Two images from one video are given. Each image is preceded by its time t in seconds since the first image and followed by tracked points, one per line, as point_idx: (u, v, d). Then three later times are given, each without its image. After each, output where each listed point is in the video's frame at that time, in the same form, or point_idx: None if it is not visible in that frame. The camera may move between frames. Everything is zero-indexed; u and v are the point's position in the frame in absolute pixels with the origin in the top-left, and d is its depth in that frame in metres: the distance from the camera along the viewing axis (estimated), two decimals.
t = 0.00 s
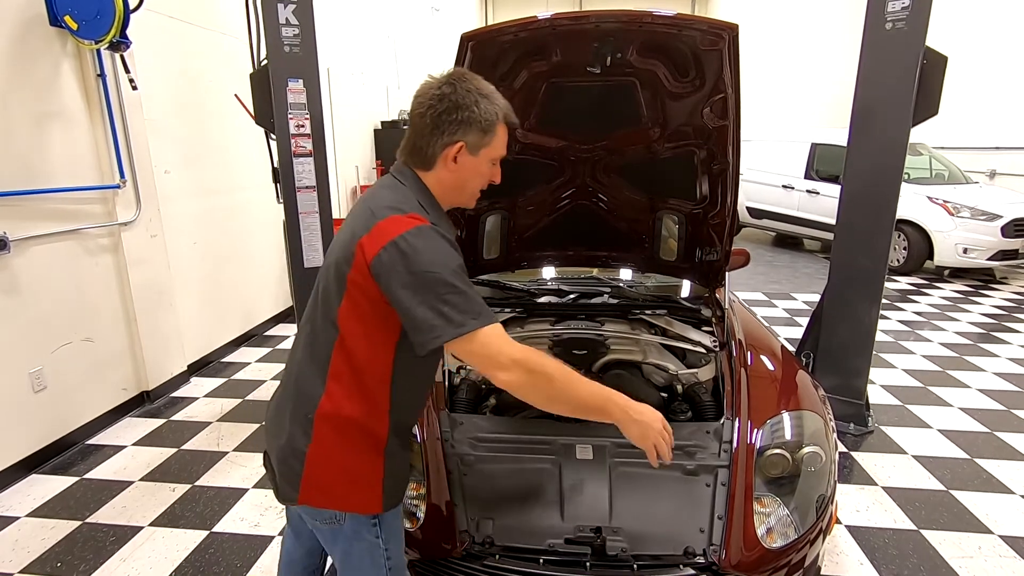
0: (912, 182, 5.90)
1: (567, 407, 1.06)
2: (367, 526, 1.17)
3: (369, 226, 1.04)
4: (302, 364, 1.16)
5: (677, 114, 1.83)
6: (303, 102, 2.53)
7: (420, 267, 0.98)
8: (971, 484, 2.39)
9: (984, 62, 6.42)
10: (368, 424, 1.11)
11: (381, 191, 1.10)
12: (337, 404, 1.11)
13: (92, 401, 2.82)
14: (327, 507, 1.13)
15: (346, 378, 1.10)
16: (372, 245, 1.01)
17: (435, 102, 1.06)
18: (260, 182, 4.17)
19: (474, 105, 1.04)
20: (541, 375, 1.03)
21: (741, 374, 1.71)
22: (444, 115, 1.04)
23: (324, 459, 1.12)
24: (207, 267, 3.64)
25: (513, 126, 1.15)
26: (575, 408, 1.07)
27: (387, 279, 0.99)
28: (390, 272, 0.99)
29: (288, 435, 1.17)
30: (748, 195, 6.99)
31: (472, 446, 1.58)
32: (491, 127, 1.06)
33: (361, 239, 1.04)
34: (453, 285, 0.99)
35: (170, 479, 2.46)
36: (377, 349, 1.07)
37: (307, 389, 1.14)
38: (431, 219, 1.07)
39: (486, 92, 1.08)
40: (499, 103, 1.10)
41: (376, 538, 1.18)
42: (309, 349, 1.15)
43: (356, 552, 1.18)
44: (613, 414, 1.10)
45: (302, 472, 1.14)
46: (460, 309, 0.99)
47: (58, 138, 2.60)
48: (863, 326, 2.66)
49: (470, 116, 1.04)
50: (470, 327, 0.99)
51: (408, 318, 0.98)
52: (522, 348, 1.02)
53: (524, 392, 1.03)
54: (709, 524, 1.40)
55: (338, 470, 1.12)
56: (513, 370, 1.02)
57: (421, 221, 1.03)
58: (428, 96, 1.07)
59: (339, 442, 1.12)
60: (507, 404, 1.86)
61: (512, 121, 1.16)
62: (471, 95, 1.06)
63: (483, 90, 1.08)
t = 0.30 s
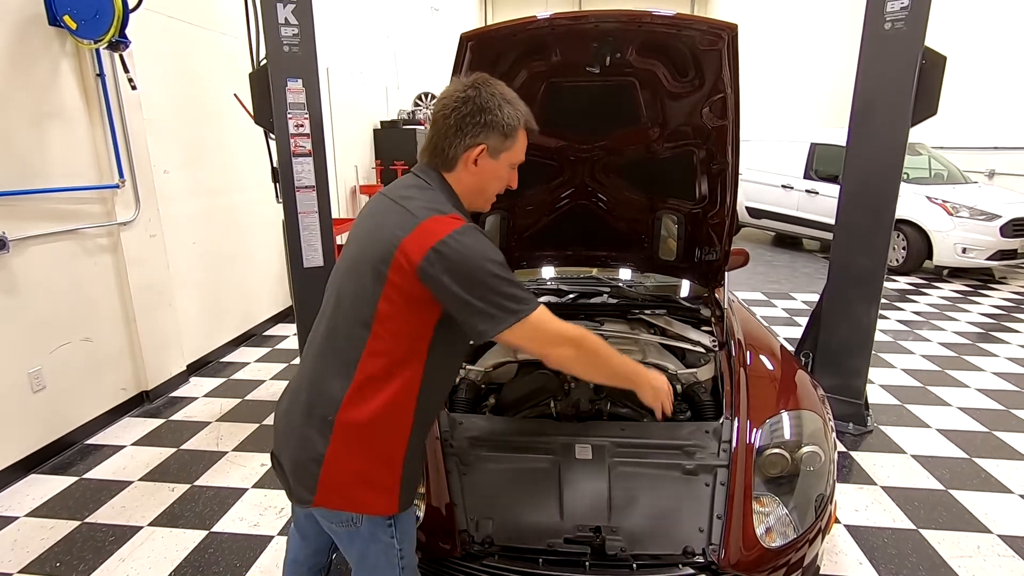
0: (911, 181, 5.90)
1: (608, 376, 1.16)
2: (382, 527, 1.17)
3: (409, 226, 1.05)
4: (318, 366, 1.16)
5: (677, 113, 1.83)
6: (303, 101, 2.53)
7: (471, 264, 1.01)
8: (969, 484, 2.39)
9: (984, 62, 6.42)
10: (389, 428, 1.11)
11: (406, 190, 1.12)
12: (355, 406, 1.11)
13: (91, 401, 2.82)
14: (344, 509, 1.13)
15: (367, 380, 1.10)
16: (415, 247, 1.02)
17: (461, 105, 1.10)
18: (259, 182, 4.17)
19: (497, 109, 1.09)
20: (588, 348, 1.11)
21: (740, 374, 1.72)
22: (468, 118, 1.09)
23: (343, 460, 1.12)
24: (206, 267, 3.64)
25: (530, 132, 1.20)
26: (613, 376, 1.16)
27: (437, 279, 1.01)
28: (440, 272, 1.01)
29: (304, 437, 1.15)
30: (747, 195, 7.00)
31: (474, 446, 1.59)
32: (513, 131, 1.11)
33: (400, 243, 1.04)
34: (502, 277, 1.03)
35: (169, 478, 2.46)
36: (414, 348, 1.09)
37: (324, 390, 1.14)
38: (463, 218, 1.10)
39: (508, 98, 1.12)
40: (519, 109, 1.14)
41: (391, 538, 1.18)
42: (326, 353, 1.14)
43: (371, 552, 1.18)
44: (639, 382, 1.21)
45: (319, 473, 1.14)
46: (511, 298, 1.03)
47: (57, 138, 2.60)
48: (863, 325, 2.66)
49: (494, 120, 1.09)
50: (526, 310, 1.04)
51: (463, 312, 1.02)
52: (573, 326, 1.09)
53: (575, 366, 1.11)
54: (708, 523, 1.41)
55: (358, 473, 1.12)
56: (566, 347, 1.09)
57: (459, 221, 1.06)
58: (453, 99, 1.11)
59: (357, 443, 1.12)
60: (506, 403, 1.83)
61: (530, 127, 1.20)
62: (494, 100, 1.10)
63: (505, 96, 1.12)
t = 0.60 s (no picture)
0: (910, 181, 5.91)
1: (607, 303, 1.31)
2: (395, 523, 1.17)
3: (442, 227, 1.06)
4: (329, 367, 1.14)
5: (675, 113, 1.83)
6: (301, 101, 2.53)
7: (507, 255, 1.05)
8: (967, 483, 2.40)
9: (982, 62, 6.43)
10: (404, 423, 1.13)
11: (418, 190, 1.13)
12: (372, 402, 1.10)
13: (89, 401, 2.81)
14: (361, 506, 1.12)
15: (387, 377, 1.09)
16: (452, 248, 1.04)
17: (471, 107, 1.12)
18: (257, 182, 4.16)
19: (507, 113, 1.12)
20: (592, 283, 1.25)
21: (738, 373, 1.72)
22: (480, 121, 1.11)
23: (358, 456, 1.11)
24: (204, 267, 3.64)
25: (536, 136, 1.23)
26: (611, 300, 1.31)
27: (478, 275, 1.05)
28: (480, 268, 1.04)
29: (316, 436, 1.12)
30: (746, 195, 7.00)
31: (473, 446, 1.58)
32: (522, 134, 1.13)
33: (431, 246, 1.05)
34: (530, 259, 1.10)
35: (168, 478, 2.46)
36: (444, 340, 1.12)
37: (337, 388, 1.12)
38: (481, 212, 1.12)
39: (517, 102, 1.16)
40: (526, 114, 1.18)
41: (401, 534, 1.18)
42: (338, 352, 1.13)
43: (381, 549, 1.18)
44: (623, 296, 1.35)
45: (333, 473, 1.11)
46: (541, 275, 1.11)
47: (56, 138, 2.60)
48: (861, 324, 2.66)
49: (504, 123, 1.11)
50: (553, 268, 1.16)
51: (503, 299, 1.08)
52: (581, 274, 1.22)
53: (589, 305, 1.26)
54: (706, 523, 1.41)
55: (373, 470, 1.11)
56: (583, 295, 1.23)
57: (483, 217, 1.09)
58: (464, 102, 1.13)
59: (372, 439, 1.11)
60: (506, 402, 1.84)
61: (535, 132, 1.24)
62: (504, 103, 1.13)
63: (515, 101, 1.16)
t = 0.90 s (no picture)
0: (908, 181, 5.91)
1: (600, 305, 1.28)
2: (394, 518, 1.17)
3: (433, 222, 1.06)
4: (329, 363, 1.14)
5: (674, 112, 1.83)
6: (300, 100, 2.53)
7: (499, 252, 1.05)
8: (966, 482, 2.40)
9: (981, 62, 6.44)
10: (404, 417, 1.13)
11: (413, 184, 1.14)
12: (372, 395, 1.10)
13: (88, 401, 2.81)
14: (361, 500, 1.12)
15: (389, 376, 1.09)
16: (442, 242, 1.04)
17: (462, 100, 1.13)
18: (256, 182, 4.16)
19: (497, 105, 1.11)
20: (584, 288, 1.23)
21: (737, 372, 1.72)
22: (469, 113, 1.11)
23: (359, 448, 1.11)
24: (203, 266, 3.64)
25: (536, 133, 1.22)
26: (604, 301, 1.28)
27: (469, 270, 1.05)
28: (471, 263, 1.04)
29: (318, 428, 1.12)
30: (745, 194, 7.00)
31: (472, 445, 1.58)
32: (512, 127, 1.12)
33: (422, 240, 1.05)
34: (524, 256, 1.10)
35: (167, 478, 2.46)
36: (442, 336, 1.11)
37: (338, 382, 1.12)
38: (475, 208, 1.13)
39: (510, 96, 1.15)
40: (522, 109, 1.16)
41: (401, 529, 1.18)
42: (338, 348, 1.13)
43: (381, 544, 1.18)
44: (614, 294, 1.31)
45: (333, 467, 1.12)
46: (532, 272, 1.10)
47: (54, 138, 2.60)
48: (859, 323, 2.67)
49: (492, 115, 1.11)
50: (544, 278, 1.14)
51: (496, 296, 1.07)
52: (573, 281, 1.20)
53: (582, 312, 1.24)
54: (705, 522, 1.41)
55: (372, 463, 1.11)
56: (574, 304, 1.21)
57: (476, 213, 1.09)
58: (458, 96, 1.14)
59: (371, 432, 1.11)
60: (505, 402, 1.84)
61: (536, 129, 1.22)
62: (496, 97, 1.13)
63: (508, 95, 1.15)
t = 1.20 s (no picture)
0: (907, 180, 5.92)
1: (462, 414, 1.04)
2: (375, 521, 1.14)
3: (377, 211, 1.03)
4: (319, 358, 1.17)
5: (674, 112, 1.83)
6: (299, 100, 2.53)
7: (415, 257, 0.95)
8: (965, 481, 2.40)
9: (980, 62, 6.45)
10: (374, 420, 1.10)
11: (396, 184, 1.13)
12: (348, 392, 1.10)
13: (87, 400, 2.81)
14: (333, 499, 1.12)
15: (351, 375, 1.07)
16: (371, 233, 1.00)
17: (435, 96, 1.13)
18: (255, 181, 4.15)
19: (459, 89, 1.08)
20: (451, 391, 1.00)
21: (736, 372, 1.73)
22: (436, 104, 1.10)
23: (338, 446, 1.11)
24: (202, 266, 3.64)
25: (519, 121, 1.10)
26: (471, 413, 1.06)
27: (382, 260, 0.96)
28: (387, 256, 0.96)
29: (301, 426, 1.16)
30: (744, 194, 7.01)
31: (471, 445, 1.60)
32: (471, 105, 1.05)
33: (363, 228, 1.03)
34: (441, 284, 0.96)
35: (166, 478, 2.45)
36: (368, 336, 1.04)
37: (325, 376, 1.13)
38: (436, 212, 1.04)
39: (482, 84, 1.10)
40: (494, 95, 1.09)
41: (384, 533, 1.16)
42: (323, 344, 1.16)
43: (364, 545, 1.16)
44: (493, 412, 1.08)
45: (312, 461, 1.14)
46: (432, 308, 0.95)
47: (53, 137, 2.59)
48: (858, 323, 2.67)
49: (452, 99, 1.07)
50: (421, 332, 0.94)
51: (388, 306, 0.95)
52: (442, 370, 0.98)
53: (427, 407, 1.00)
54: (704, 521, 1.41)
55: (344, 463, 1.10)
56: (422, 388, 0.98)
57: (426, 211, 1.00)
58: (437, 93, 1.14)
59: (347, 432, 1.10)
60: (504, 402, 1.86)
61: (522, 119, 1.11)
62: (464, 85, 1.10)
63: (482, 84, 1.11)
